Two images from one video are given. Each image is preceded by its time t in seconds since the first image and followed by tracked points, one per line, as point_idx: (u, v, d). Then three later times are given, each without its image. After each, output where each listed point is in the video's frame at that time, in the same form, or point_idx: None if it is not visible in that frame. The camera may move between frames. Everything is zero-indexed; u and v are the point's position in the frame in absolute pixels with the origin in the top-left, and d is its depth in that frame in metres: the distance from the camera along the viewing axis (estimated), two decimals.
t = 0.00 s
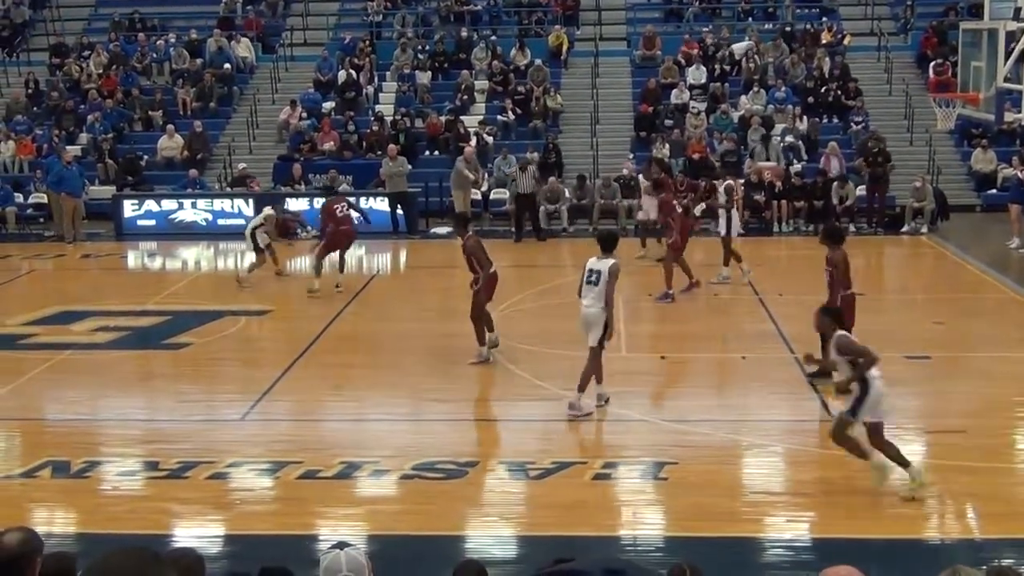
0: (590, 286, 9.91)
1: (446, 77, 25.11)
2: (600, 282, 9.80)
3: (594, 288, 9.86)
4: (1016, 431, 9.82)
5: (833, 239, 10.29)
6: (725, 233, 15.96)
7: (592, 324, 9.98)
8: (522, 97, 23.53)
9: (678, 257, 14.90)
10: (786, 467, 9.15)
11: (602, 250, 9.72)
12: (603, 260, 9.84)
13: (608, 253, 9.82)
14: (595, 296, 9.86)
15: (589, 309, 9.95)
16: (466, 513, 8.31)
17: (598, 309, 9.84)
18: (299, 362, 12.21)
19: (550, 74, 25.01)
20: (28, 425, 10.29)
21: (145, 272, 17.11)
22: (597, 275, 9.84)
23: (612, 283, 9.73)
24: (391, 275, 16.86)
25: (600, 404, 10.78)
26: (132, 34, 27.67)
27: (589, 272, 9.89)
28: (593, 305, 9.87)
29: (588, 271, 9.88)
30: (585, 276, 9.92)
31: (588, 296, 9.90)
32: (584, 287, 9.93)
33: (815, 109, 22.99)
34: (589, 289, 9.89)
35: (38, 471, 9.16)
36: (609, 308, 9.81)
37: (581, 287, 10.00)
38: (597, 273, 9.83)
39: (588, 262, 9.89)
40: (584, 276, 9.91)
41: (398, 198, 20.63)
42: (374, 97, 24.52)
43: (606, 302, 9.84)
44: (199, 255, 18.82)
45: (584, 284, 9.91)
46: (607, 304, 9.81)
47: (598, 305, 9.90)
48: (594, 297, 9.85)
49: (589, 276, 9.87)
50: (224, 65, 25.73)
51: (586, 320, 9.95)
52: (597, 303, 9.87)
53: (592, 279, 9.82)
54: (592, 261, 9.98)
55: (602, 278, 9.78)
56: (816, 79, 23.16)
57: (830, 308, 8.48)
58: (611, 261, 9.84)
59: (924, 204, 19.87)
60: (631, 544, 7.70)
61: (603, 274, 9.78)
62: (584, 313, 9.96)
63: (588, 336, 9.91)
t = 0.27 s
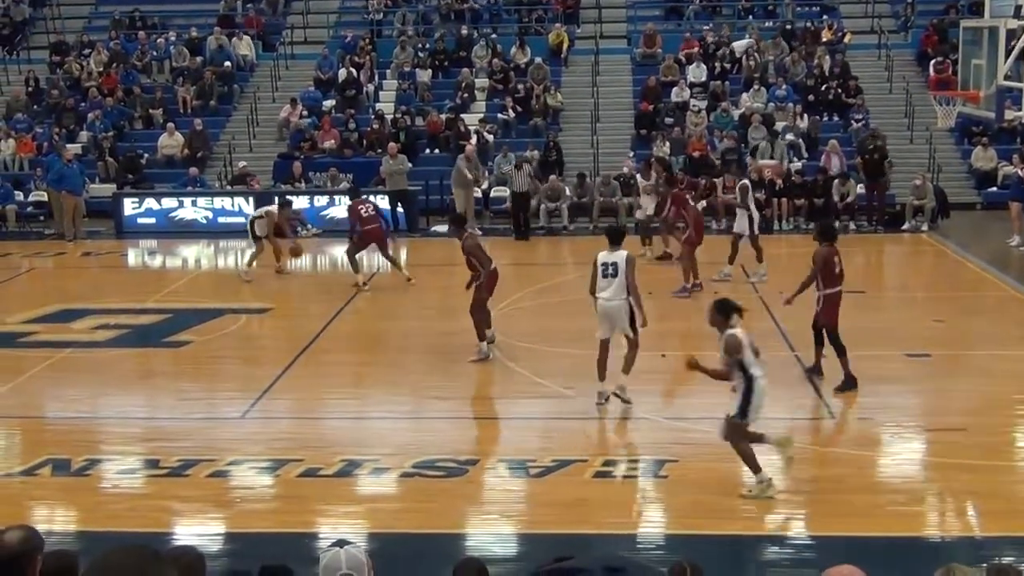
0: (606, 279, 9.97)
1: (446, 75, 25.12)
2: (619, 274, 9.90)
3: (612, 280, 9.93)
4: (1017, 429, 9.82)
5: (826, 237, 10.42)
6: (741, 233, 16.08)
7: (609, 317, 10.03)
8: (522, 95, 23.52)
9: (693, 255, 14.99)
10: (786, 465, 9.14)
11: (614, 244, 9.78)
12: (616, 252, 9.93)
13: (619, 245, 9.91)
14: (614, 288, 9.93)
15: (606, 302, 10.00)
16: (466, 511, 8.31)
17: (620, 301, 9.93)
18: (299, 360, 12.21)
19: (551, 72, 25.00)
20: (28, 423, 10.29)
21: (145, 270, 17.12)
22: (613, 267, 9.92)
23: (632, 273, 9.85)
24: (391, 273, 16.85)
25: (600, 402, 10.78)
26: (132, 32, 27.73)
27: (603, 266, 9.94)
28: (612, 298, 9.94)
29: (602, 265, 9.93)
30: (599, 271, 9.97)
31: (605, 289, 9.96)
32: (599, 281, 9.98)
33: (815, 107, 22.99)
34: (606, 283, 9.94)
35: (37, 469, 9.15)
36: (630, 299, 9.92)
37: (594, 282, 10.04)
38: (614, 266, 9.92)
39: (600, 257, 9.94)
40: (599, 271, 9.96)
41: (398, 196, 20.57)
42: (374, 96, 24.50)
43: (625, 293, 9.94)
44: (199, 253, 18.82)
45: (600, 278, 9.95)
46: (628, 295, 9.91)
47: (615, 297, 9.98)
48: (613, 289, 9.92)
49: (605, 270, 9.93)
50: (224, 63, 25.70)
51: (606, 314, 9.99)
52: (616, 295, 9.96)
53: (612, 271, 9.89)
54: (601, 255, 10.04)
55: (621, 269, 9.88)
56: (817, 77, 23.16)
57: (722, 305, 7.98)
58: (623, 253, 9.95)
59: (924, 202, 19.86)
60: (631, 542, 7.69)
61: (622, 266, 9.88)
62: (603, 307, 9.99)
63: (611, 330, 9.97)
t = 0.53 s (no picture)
0: (628, 281, 10.07)
1: (441, 73, 25.12)
2: (641, 274, 10.04)
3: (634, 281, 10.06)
4: (1011, 427, 9.84)
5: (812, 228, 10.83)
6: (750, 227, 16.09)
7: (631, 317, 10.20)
8: (517, 94, 23.52)
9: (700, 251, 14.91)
10: (781, 463, 9.15)
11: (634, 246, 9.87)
12: (634, 253, 10.02)
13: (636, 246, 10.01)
14: (637, 289, 10.08)
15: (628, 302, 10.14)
16: (461, 509, 8.31)
17: (644, 301, 10.10)
18: (294, 359, 12.21)
19: (545, 71, 25.00)
20: (22, 422, 10.27)
21: (140, 268, 17.10)
22: (635, 268, 10.03)
23: (654, 272, 10.03)
24: (386, 271, 16.85)
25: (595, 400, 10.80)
26: (126, 30, 27.69)
27: (625, 269, 10.02)
28: (636, 298, 10.09)
29: (624, 269, 9.99)
30: (621, 274, 10.05)
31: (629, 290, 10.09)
32: (623, 284, 10.07)
33: (810, 106, 23.00)
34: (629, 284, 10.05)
35: (32, 468, 9.14)
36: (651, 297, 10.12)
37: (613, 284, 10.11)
38: (635, 267, 10.03)
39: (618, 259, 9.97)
40: (621, 274, 10.01)
41: (393, 195, 20.58)
42: (370, 94, 24.46)
43: (646, 292, 10.12)
44: (194, 251, 18.81)
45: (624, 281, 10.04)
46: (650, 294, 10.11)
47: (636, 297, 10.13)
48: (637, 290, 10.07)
49: (626, 272, 10.01)
50: (219, 61, 25.67)
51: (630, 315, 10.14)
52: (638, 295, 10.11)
53: (636, 273, 10.00)
54: (617, 258, 10.08)
55: (644, 269, 10.02)
56: (812, 75, 23.16)
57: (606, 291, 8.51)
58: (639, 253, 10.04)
59: (919, 200, 19.87)
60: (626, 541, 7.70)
61: (643, 266, 10.02)
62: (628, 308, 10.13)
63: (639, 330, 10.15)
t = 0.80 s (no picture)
0: (652, 276, 10.34)
1: (435, 71, 25.09)
2: (663, 270, 10.35)
3: (657, 277, 10.34)
4: (1004, 424, 9.86)
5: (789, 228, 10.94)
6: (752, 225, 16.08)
7: (652, 314, 10.37)
8: (511, 92, 23.52)
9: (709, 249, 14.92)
10: (774, 461, 9.17)
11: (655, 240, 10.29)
12: (654, 250, 10.38)
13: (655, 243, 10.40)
14: (659, 285, 10.35)
15: (650, 298, 10.34)
16: (455, 507, 8.31)
17: (665, 297, 10.36)
18: (287, 357, 12.20)
19: (539, 69, 25.00)
20: (16, 420, 10.26)
21: (134, 267, 17.07)
22: (658, 263, 10.35)
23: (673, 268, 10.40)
24: (380, 269, 16.84)
25: (588, 399, 10.81)
26: (120, 28, 27.66)
27: (650, 263, 10.30)
28: (658, 294, 10.34)
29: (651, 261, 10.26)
30: (646, 268, 10.30)
31: (652, 285, 10.32)
32: (648, 279, 10.29)
33: (804, 104, 23.01)
34: (654, 278, 10.31)
35: (25, 466, 9.13)
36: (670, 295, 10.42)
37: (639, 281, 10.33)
38: (658, 263, 10.35)
39: (643, 252, 10.24)
40: (647, 267, 10.27)
41: (387, 193, 20.60)
42: (363, 92, 24.47)
43: (665, 289, 10.41)
44: (188, 249, 18.79)
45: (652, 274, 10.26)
46: (669, 291, 10.42)
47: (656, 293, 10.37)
48: (659, 285, 10.34)
49: (652, 267, 10.30)
50: (212, 59, 25.71)
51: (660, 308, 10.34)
52: (659, 291, 10.37)
53: (662, 267, 10.32)
54: (639, 254, 10.33)
55: (666, 265, 10.36)
56: (805, 74, 23.18)
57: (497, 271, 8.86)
58: (657, 251, 10.42)
59: (913, 199, 19.87)
60: (619, 539, 7.71)
61: (664, 262, 10.37)
62: (653, 303, 10.32)
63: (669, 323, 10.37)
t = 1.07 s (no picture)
0: (668, 277, 10.20)
1: (431, 69, 25.14)
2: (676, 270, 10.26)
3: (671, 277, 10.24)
4: (1000, 421, 9.88)
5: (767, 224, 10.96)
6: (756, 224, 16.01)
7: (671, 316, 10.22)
8: (507, 90, 23.51)
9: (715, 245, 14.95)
10: (770, 459, 9.17)
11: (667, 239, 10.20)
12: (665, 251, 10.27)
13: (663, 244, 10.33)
14: (675, 285, 10.24)
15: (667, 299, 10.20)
16: (451, 505, 8.31)
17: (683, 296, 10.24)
18: (283, 354, 12.19)
19: (535, 66, 25.00)
20: (11, 417, 10.25)
21: (129, 264, 17.05)
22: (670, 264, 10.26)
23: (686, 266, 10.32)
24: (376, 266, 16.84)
25: (584, 396, 10.81)
26: (115, 25, 27.62)
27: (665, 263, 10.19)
28: (676, 294, 10.22)
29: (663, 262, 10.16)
30: (661, 269, 10.18)
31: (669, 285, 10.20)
32: (664, 279, 10.16)
33: (799, 101, 23.08)
34: (669, 279, 10.19)
35: (20, 464, 9.12)
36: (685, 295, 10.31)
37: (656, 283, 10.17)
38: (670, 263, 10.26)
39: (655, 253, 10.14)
40: (661, 268, 10.16)
41: (383, 190, 20.60)
42: (359, 89, 24.45)
43: (681, 289, 10.29)
44: (183, 247, 18.77)
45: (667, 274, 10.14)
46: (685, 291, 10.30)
47: (673, 294, 10.25)
48: (675, 285, 10.23)
49: (668, 267, 10.18)
50: (208, 56, 25.66)
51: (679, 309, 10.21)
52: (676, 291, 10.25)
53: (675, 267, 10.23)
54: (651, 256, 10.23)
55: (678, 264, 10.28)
56: (801, 71, 23.20)
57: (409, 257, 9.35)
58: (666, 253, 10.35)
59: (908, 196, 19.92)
60: (615, 536, 7.70)
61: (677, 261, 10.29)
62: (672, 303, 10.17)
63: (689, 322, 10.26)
